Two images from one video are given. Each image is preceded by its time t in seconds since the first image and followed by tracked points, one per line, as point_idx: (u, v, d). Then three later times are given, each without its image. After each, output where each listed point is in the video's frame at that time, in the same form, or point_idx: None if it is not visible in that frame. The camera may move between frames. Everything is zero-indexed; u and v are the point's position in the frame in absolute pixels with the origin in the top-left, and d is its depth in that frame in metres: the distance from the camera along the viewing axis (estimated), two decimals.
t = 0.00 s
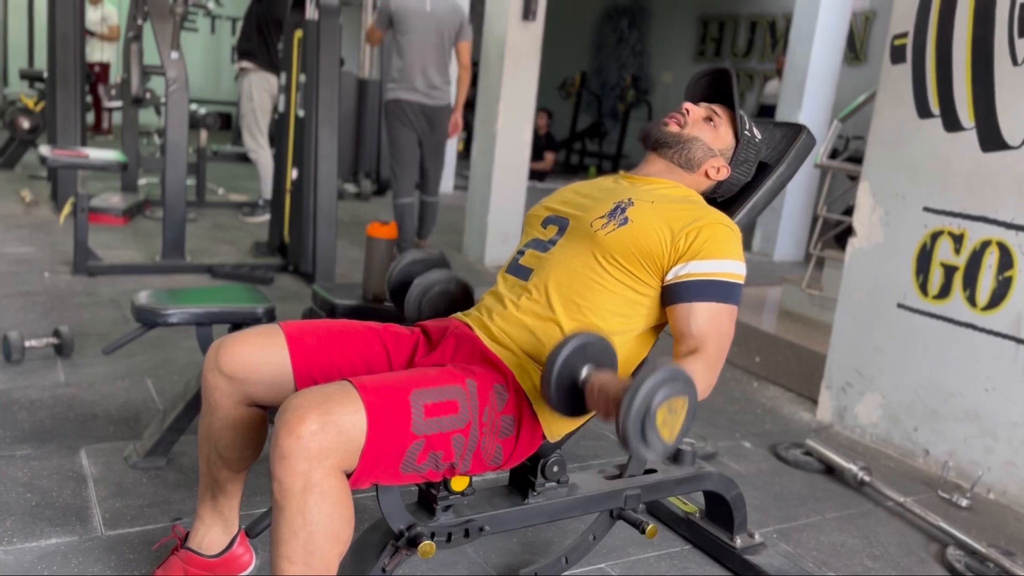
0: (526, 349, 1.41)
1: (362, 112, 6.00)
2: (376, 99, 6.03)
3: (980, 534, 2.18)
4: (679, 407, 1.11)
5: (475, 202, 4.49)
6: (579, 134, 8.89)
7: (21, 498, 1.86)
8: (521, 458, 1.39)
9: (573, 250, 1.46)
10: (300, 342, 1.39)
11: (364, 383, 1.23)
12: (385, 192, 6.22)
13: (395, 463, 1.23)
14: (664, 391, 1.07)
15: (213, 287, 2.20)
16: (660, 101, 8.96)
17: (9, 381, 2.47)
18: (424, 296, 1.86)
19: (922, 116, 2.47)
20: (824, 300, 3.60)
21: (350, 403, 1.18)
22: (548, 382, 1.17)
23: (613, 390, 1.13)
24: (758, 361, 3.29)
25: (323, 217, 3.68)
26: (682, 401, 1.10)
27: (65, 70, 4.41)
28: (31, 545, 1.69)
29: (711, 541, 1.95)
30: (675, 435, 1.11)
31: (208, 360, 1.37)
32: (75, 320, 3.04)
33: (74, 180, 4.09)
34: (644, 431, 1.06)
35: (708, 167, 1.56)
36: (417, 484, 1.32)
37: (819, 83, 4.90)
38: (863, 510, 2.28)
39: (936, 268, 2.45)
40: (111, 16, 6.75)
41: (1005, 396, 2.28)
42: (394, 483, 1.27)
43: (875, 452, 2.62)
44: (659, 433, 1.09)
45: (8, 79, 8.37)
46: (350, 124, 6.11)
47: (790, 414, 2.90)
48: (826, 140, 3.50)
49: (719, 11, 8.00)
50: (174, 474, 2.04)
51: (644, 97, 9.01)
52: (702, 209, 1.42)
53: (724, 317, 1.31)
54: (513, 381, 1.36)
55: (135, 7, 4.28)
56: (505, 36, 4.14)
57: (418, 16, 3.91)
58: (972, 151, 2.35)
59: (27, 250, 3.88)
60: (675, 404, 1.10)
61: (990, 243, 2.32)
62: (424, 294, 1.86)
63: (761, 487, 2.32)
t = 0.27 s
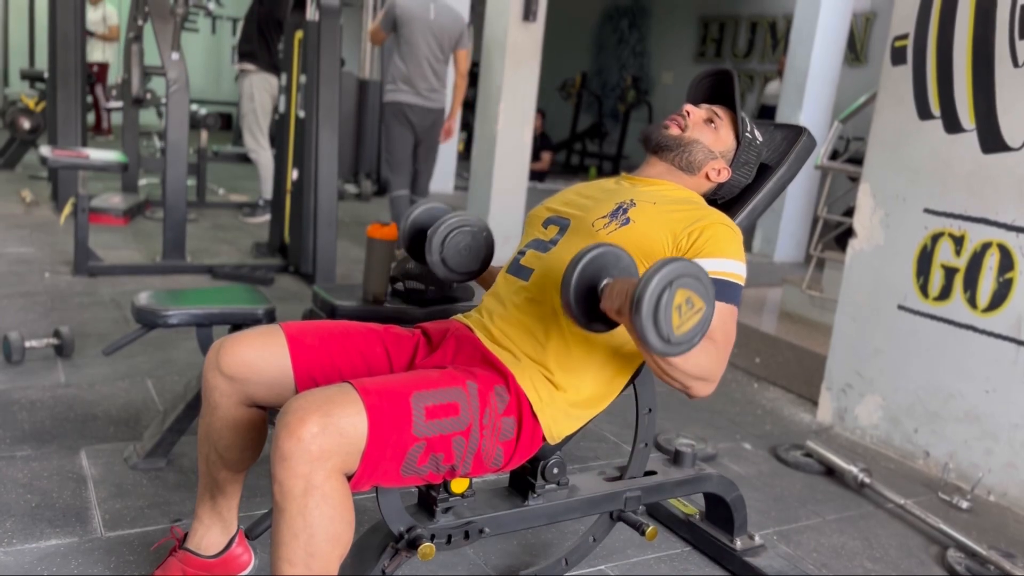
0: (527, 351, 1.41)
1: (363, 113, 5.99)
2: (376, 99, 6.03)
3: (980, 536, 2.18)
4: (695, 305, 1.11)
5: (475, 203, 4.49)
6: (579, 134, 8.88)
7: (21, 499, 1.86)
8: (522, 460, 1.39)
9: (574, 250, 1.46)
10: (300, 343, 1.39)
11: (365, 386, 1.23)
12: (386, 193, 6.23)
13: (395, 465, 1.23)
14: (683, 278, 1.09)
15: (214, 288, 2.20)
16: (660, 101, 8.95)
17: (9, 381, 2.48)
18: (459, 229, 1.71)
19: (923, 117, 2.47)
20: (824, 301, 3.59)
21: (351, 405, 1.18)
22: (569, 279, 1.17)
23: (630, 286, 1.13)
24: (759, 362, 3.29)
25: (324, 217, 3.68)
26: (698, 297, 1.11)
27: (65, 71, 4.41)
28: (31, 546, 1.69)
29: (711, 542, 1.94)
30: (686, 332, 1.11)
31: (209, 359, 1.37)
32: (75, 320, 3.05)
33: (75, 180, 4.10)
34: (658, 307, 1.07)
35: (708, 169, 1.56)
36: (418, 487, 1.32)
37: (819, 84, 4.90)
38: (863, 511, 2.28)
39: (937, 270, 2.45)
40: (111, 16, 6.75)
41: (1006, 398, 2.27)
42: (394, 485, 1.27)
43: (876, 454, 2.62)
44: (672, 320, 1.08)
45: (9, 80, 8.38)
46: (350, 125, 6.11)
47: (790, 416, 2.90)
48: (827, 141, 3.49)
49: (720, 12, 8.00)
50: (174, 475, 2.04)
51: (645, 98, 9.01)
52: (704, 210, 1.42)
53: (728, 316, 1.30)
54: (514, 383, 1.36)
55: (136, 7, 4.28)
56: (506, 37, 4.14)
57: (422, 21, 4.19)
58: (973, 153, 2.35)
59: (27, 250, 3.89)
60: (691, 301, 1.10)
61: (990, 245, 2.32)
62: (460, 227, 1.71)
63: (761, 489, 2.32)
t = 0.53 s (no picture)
0: (527, 351, 1.41)
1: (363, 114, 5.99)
2: (376, 100, 6.02)
3: (981, 538, 2.18)
4: (703, 279, 1.13)
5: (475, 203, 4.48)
6: (580, 135, 8.88)
7: (21, 500, 1.86)
8: (523, 462, 1.39)
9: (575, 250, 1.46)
10: (300, 343, 1.39)
11: (366, 387, 1.23)
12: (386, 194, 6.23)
13: (396, 467, 1.23)
14: (696, 246, 1.12)
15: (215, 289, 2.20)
16: (660, 102, 8.95)
17: (10, 382, 2.48)
18: (488, 197, 1.74)
19: (923, 118, 2.47)
20: (825, 302, 3.59)
21: (352, 407, 1.18)
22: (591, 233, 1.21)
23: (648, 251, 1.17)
24: (759, 363, 3.29)
25: (324, 218, 3.67)
26: (707, 272, 1.13)
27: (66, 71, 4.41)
28: (31, 547, 1.69)
29: (711, 544, 1.94)
30: (688, 302, 1.12)
31: (210, 357, 1.37)
32: (76, 321, 3.04)
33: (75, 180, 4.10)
34: (666, 265, 1.09)
35: (709, 170, 1.56)
36: (418, 488, 1.32)
37: (820, 85, 4.90)
38: (864, 513, 2.28)
39: (937, 271, 2.45)
40: (112, 17, 6.75)
41: (1007, 400, 2.27)
42: (395, 487, 1.27)
43: (877, 456, 2.62)
44: (676, 284, 1.11)
45: (10, 80, 8.38)
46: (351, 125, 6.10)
47: (791, 417, 2.90)
48: (828, 142, 3.49)
49: (721, 13, 8.00)
50: (174, 476, 2.04)
51: (645, 99, 9.01)
52: (704, 211, 1.42)
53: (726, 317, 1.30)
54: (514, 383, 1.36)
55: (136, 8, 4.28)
56: (506, 38, 4.14)
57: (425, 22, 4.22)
58: (973, 154, 2.35)
59: (27, 250, 3.89)
60: (699, 275, 1.12)
61: (991, 246, 2.32)
62: (488, 195, 1.74)
63: (761, 491, 2.32)
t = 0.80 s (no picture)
0: (528, 351, 1.41)
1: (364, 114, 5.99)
2: (377, 101, 6.02)
3: (981, 538, 2.17)
4: (710, 270, 1.13)
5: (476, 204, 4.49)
6: (580, 136, 8.88)
7: (21, 500, 1.86)
8: (523, 462, 1.39)
9: (576, 250, 1.45)
10: (302, 341, 1.39)
11: (367, 386, 1.22)
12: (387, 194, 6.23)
13: (396, 467, 1.23)
14: (710, 234, 1.12)
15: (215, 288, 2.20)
16: (661, 103, 8.95)
17: (10, 382, 2.48)
18: (505, 171, 1.73)
19: (924, 119, 2.47)
20: (826, 303, 3.59)
21: (353, 406, 1.18)
22: (613, 206, 1.22)
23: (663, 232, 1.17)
24: (760, 364, 3.29)
25: (324, 218, 3.67)
26: (717, 263, 1.14)
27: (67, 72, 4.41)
28: (31, 547, 1.69)
29: (712, 545, 1.94)
30: (692, 288, 1.12)
31: (210, 354, 1.37)
32: (76, 321, 3.05)
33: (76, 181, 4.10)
34: (676, 245, 1.10)
35: (711, 172, 1.56)
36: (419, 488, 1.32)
37: (821, 86, 4.89)
38: (864, 514, 2.27)
39: (938, 271, 2.44)
40: (112, 17, 6.75)
41: (1008, 400, 2.27)
42: (396, 487, 1.27)
43: (877, 456, 2.62)
44: (684, 266, 1.11)
45: (10, 81, 8.39)
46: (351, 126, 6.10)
47: (791, 418, 2.90)
48: (829, 142, 3.48)
49: (721, 14, 8.00)
50: (174, 476, 2.04)
51: (646, 100, 9.01)
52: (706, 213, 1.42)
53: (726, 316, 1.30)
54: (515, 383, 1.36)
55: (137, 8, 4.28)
56: (506, 38, 4.14)
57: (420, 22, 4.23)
58: (974, 155, 2.35)
59: (28, 250, 3.89)
60: (707, 260, 1.12)
61: (991, 247, 2.32)
62: (505, 168, 1.73)
63: (762, 491, 2.32)
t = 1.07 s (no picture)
0: (528, 351, 1.41)
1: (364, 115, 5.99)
2: (377, 101, 6.03)
3: (981, 539, 2.17)
4: (718, 270, 1.14)
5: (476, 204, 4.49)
6: (581, 136, 8.89)
7: (22, 500, 1.86)
8: (523, 462, 1.39)
9: (577, 250, 1.46)
10: (303, 340, 1.39)
11: (367, 386, 1.22)
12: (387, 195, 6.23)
13: (396, 466, 1.23)
14: (719, 234, 1.13)
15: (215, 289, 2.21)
16: (661, 103, 8.95)
17: (10, 382, 2.48)
18: (505, 175, 1.73)
19: (924, 119, 2.47)
20: (826, 303, 3.59)
21: (353, 405, 1.18)
22: (620, 203, 1.22)
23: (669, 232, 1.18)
24: (760, 364, 3.29)
25: (325, 218, 3.68)
26: (725, 263, 1.14)
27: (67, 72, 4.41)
28: (32, 546, 1.69)
29: (712, 545, 1.94)
30: (699, 288, 1.13)
31: (211, 352, 1.37)
32: (76, 321, 3.05)
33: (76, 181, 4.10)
34: (686, 245, 1.10)
35: (714, 179, 1.58)
36: (419, 487, 1.32)
37: (821, 86, 4.90)
38: (864, 514, 2.27)
39: (938, 272, 2.45)
40: (112, 18, 6.75)
41: (1008, 400, 2.27)
42: (395, 486, 1.27)
43: (877, 456, 2.62)
44: (694, 266, 1.11)
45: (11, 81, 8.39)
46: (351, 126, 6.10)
47: (791, 418, 2.90)
48: (829, 143, 3.48)
49: (722, 15, 8.00)
50: (174, 476, 2.04)
51: (646, 100, 9.01)
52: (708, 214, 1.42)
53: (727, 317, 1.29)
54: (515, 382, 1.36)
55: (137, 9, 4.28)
56: (507, 39, 4.14)
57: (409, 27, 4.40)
58: (974, 156, 2.35)
59: (28, 250, 3.89)
60: (716, 258, 1.13)
61: (991, 247, 2.32)
62: (506, 172, 1.74)
63: (762, 491, 2.32)
